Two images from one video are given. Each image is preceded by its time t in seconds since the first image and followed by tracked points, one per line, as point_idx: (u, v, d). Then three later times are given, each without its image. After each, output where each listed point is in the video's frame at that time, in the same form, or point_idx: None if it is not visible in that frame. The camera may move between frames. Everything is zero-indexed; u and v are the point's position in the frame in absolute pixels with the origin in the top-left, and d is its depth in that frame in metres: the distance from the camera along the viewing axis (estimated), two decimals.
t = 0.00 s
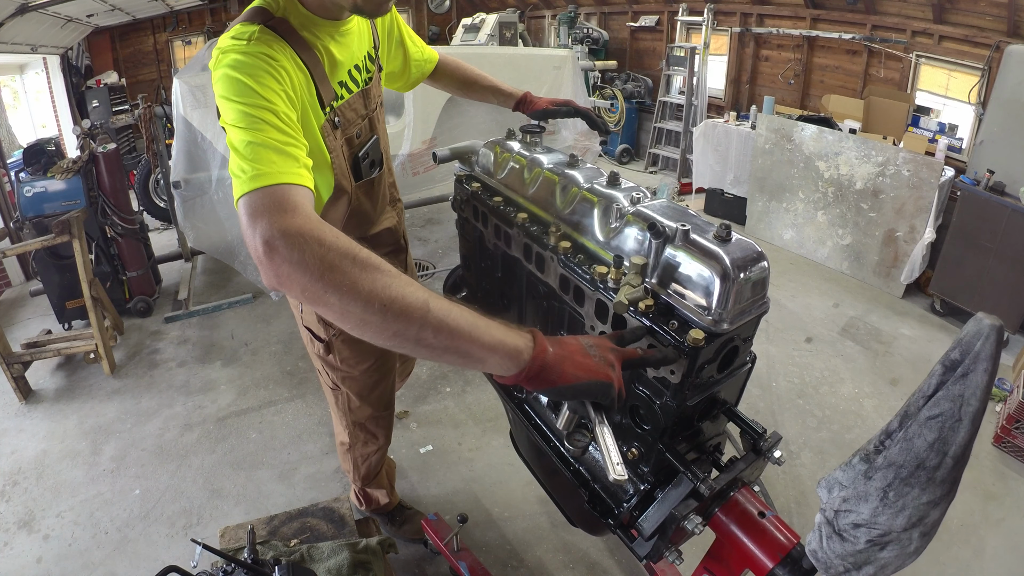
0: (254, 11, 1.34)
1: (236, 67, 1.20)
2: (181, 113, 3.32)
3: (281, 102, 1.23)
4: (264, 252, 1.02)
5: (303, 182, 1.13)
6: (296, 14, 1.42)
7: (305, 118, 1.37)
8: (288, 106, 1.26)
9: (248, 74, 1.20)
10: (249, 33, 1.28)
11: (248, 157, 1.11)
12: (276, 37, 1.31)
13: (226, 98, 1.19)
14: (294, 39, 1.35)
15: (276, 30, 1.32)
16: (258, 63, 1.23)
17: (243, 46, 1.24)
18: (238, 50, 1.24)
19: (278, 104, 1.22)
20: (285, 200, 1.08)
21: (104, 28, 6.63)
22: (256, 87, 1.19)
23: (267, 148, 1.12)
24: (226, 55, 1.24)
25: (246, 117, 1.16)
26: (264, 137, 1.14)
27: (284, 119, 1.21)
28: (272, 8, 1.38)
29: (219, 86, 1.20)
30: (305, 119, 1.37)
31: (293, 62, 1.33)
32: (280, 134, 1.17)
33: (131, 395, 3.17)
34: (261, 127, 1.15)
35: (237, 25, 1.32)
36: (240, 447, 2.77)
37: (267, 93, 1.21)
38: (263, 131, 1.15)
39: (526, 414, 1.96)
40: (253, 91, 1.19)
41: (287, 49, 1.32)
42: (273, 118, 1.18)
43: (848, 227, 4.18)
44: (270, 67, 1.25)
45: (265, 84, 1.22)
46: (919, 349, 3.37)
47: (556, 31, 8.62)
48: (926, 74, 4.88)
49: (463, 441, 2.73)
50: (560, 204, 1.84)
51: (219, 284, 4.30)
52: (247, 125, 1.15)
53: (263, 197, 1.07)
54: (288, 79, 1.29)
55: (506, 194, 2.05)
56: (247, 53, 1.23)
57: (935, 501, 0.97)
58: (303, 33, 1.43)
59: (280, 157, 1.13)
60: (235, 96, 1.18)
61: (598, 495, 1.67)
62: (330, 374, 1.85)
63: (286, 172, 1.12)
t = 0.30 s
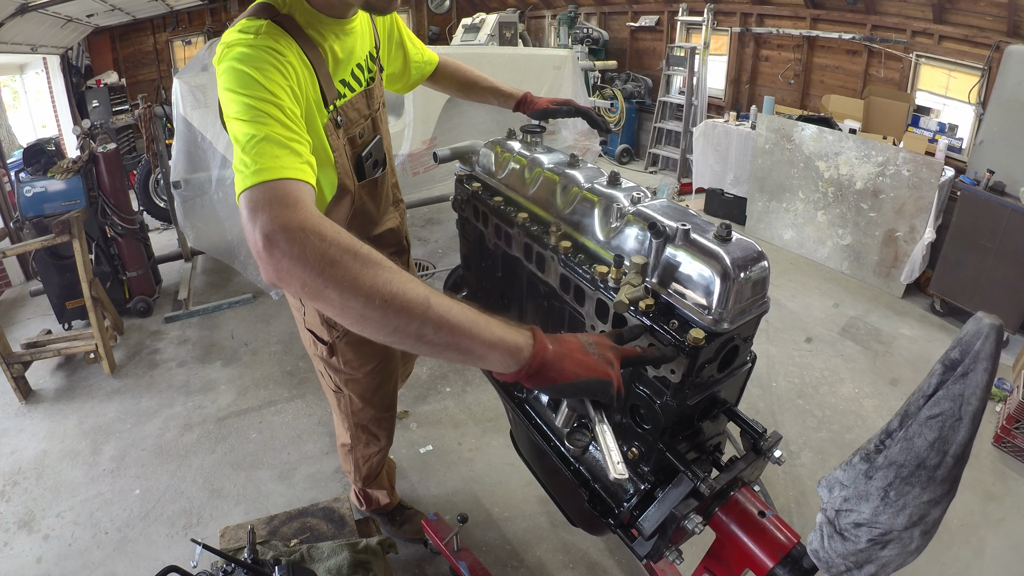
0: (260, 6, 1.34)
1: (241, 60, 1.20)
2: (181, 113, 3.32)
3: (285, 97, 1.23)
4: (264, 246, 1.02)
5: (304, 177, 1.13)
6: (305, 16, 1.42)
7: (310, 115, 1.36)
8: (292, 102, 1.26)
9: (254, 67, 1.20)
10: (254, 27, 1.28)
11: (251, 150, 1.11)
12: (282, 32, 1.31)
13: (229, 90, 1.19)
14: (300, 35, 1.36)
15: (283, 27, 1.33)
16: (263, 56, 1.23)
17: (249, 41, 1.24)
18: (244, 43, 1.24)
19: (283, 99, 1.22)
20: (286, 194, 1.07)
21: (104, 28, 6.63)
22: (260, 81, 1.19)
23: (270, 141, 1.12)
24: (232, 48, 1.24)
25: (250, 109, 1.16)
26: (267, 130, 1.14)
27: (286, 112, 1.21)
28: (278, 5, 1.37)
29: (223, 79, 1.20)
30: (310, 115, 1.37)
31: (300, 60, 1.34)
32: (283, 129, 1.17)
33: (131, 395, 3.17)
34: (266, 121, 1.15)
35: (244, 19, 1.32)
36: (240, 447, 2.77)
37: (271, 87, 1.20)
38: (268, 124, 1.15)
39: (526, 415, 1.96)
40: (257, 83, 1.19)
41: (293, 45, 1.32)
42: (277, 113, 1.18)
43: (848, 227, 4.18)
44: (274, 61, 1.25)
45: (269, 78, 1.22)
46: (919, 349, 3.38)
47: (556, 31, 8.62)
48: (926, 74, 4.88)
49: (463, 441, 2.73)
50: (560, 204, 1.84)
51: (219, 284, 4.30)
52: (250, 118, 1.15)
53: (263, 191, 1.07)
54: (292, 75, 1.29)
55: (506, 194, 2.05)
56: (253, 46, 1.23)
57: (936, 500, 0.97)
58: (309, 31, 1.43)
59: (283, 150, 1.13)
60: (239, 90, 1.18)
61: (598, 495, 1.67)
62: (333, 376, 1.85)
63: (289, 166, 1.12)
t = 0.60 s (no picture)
0: (263, 2, 1.35)
1: (245, 51, 1.21)
2: (181, 114, 3.32)
3: (288, 88, 1.23)
4: (264, 232, 1.02)
5: (306, 165, 1.12)
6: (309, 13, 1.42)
7: (312, 110, 1.36)
8: (295, 94, 1.26)
9: (256, 58, 1.20)
10: (258, 21, 1.28)
11: (253, 138, 1.10)
12: (287, 27, 1.31)
13: (231, 80, 1.18)
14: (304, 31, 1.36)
15: (287, 21, 1.33)
16: (267, 48, 1.23)
17: (254, 33, 1.25)
18: (246, 36, 1.25)
19: (285, 90, 1.22)
20: (287, 181, 1.07)
21: (104, 28, 6.63)
22: (263, 71, 1.19)
23: (272, 130, 1.12)
24: (235, 40, 1.24)
25: (253, 99, 1.16)
26: (269, 120, 1.14)
27: (288, 103, 1.21)
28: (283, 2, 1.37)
29: (225, 70, 1.20)
30: (312, 110, 1.37)
31: (304, 55, 1.34)
32: (285, 118, 1.17)
33: (131, 395, 3.17)
34: (267, 110, 1.15)
35: (248, 14, 1.33)
36: (240, 447, 2.77)
37: (274, 78, 1.20)
38: (269, 114, 1.15)
39: (526, 415, 1.96)
40: (259, 74, 1.19)
41: (297, 39, 1.33)
42: (280, 103, 1.18)
43: (848, 227, 4.18)
44: (278, 54, 1.25)
45: (272, 69, 1.22)
46: (919, 349, 3.38)
47: (556, 31, 8.62)
48: (925, 74, 4.88)
49: (463, 441, 2.73)
50: (560, 204, 1.84)
51: (219, 284, 4.30)
52: (251, 107, 1.15)
53: (264, 178, 1.07)
54: (296, 68, 1.29)
55: (506, 194, 2.05)
56: (257, 38, 1.24)
57: (936, 500, 0.97)
58: (313, 28, 1.43)
59: (285, 139, 1.13)
60: (241, 80, 1.17)
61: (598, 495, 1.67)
62: (333, 377, 1.85)
63: (290, 154, 1.11)
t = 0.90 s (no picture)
0: (254, 6, 1.34)
1: (238, 56, 1.21)
2: (181, 113, 3.31)
3: (283, 90, 1.24)
4: (267, 232, 1.02)
5: (305, 165, 1.13)
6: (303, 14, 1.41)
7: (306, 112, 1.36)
8: (290, 96, 1.26)
9: (249, 62, 1.20)
10: (249, 26, 1.28)
11: (249, 142, 1.11)
12: (278, 31, 1.31)
13: (225, 87, 1.19)
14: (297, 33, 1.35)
15: (278, 24, 1.32)
16: (259, 52, 1.23)
17: (245, 39, 1.25)
18: (238, 41, 1.24)
19: (279, 92, 1.22)
20: (288, 181, 1.08)
21: (104, 28, 6.63)
22: (257, 75, 1.19)
23: (269, 133, 1.12)
24: (227, 46, 1.24)
25: (247, 104, 1.16)
26: (265, 122, 1.14)
27: (283, 105, 1.21)
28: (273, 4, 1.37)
29: (218, 76, 1.20)
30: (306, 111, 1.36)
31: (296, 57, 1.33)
32: (281, 121, 1.17)
33: (131, 395, 3.18)
34: (261, 113, 1.15)
35: (240, 18, 1.32)
36: (240, 447, 2.77)
37: (268, 81, 1.20)
38: (264, 117, 1.15)
39: (526, 415, 1.96)
40: (251, 77, 1.19)
41: (288, 41, 1.32)
42: (275, 106, 1.18)
43: (848, 226, 4.18)
44: (270, 57, 1.25)
45: (265, 72, 1.21)
46: (919, 349, 3.38)
47: (556, 30, 8.62)
48: (926, 74, 4.88)
49: (463, 441, 2.73)
50: (560, 204, 1.84)
51: (219, 285, 4.30)
52: (247, 112, 1.15)
53: (265, 179, 1.07)
54: (289, 71, 1.29)
55: (506, 194, 2.05)
56: (249, 43, 1.23)
57: (936, 500, 0.97)
58: (306, 31, 1.42)
59: (281, 141, 1.13)
60: (235, 84, 1.18)
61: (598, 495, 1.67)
62: (330, 377, 1.85)
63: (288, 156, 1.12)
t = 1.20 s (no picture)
0: (240, 14, 1.34)
1: (222, 68, 1.20)
2: (180, 113, 3.31)
3: (270, 100, 1.23)
4: (261, 247, 1.03)
5: (295, 178, 1.13)
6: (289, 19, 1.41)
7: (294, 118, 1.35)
8: (278, 106, 1.25)
9: (234, 74, 1.20)
10: (234, 36, 1.27)
11: (239, 158, 1.11)
12: (263, 39, 1.30)
13: (213, 101, 1.19)
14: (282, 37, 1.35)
15: (263, 32, 1.31)
16: (245, 63, 1.22)
17: (229, 50, 1.24)
18: (224, 52, 1.24)
19: (266, 103, 1.21)
20: (279, 197, 1.08)
21: (105, 28, 6.63)
22: (243, 87, 1.19)
23: (257, 147, 1.12)
24: (212, 58, 1.24)
25: (234, 117, 1.16)
26: (253, 136, 1.14)
27: (271, 116, 1.21)
28: (258, 10, 1.36)
29: (206, 90, 1.20)
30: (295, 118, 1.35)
31: (281, 63, 1.32)
32: (270, 133, 1.17)
33: (131, 395, 3.18)
34: (249, 126, 1.15)
35: (226, 26, 1.32)
36: (240, 447, 2.77)
37: (254, 93, 1.20)
38: (252, 130, 1.15)
39: (526, 415, 1.96)
40: (238, 89, 1.18)
41: (273, 49, 1.31)
42: (263, 118, 1.18)
43: (848, 226, 4.18)
44: (256, 67, 1.24)
45: (250, 83, 1.21)
46: (919, 349, 3.38)
47: (556, 30, 8.62)
48: (926, 74, 4.88)
49: (463, 441, 2.73)
50: (560, 204, 1.84)
51: (219, 285, 4.30)
52: (235, 126, 1.15)
53: (257, 194, 1.07)
54: (276, 79, 1.28)
55: (506, 194, 2.05)
56: (232, 54, 1.23)
57: (936, 500, 0.97)
58: (292, 36, 1.42)
59: (269, 154, 1.13)
60: (222, 98, 1.18)
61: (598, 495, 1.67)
62: (327, 374, 1.86)
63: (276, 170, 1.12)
